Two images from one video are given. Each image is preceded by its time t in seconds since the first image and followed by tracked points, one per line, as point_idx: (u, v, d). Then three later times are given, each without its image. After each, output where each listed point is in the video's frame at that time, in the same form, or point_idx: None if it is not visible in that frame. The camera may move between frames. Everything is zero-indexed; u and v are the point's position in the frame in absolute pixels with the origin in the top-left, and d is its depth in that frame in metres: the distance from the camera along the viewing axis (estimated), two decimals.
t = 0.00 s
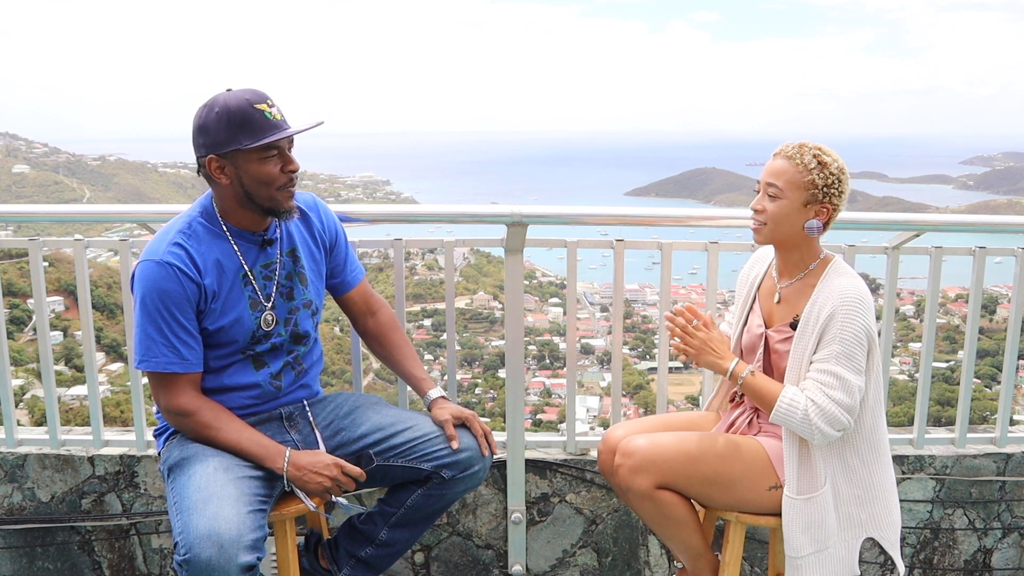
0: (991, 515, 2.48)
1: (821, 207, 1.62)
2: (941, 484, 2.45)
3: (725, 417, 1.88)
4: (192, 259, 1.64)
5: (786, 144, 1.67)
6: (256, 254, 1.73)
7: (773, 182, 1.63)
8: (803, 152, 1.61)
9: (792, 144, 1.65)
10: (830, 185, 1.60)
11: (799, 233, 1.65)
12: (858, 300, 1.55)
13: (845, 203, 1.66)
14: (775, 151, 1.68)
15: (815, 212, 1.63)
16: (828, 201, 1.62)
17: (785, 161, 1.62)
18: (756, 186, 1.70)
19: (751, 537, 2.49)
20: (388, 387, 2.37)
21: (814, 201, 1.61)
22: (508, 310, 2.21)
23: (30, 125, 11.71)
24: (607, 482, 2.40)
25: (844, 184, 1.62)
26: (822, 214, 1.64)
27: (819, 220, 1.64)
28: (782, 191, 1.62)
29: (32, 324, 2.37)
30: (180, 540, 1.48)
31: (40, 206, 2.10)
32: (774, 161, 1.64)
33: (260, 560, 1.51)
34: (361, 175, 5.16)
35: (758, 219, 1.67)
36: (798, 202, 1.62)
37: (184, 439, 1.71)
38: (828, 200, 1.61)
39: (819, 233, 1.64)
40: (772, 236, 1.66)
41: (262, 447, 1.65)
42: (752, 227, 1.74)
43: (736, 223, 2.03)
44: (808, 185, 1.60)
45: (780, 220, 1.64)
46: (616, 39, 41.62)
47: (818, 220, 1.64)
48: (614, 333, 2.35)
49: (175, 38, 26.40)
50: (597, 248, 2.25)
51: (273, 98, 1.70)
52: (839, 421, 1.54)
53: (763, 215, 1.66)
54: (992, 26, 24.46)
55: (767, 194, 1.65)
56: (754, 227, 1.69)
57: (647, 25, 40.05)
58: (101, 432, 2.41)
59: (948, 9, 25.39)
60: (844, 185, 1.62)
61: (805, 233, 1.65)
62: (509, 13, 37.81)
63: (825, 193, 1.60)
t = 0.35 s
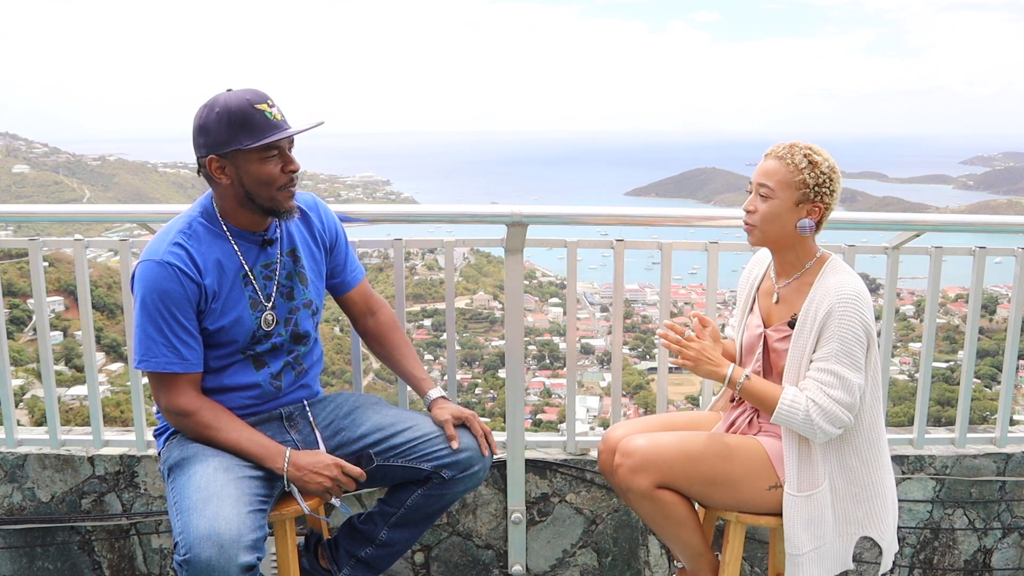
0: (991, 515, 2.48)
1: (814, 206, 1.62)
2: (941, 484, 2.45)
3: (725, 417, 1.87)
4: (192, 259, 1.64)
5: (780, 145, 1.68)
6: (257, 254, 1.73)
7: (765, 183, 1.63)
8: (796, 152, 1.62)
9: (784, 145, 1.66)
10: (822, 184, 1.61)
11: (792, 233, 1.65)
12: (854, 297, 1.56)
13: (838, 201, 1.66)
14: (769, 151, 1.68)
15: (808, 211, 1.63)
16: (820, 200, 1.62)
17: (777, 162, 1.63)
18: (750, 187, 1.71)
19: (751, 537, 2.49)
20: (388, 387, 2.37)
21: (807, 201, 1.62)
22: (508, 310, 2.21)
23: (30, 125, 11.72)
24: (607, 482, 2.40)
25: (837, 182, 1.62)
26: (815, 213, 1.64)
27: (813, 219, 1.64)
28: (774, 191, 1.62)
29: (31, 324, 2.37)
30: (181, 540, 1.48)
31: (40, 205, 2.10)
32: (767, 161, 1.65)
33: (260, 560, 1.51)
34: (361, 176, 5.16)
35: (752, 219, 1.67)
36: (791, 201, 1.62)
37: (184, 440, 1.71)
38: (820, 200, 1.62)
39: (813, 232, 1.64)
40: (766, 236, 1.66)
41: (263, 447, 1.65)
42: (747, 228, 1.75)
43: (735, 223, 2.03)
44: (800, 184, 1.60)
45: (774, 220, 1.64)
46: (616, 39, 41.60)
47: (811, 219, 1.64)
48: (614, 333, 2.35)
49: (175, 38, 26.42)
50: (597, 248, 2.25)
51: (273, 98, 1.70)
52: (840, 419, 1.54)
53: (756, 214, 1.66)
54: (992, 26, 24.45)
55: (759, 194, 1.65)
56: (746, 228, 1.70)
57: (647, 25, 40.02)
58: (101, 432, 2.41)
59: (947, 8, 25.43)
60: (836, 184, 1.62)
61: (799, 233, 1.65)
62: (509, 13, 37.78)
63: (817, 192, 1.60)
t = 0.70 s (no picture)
0: (991, 515, 2.48)
1: (811, 204, 1.62)
2: (941, 484, 2.45)
3: (725, 417, 1.87)
4: (192, 259, 1.64)
5: (777, 143, 1.68)
6: (257, 254, 1.73)
7: (763, 180, 1.63)
8: (795, 150, 1.62)
9: (783, 143, 1.66)
10: (820, 182, 1.61)
11: (789, 231, 1.65)
12: (853, 294, 1.56)
13: (836, 200, 1.65)
14: (767, 150, 1.68)
15: (805, 209, 1.63)
16: (819, 198, 1.62)
17: (776, 159, 1.63)
18: (748, 185, 1.71)
19: (751, 537, 2.49)
20: (389, 388, 2.37)
21: (805, 198, 1.61)
22: (508, 310, 2.21)
23: (30, 125, 11.72)
24: (607, 481, 2.40)
25: (835, 181, 1.62)
26: (812, 211, 1.63)
27: (810, 217, 1.63)
28: (773, 187, 1.62)
29: (31, 324, 2.37)
30: (181, 540, 1.48)
31: (40, 205, 2.10)
32: (766, 159, 1.65)
33: (260, 560, 1.51)
34: (361, 175, 5.17)
35: (750, 216, 1.67)
36: (789, 199, 1.62)
37: (184, 440, 1.71)
38: (817, 197, 1.62)
39: (810, 230, 1.64)
40: (764, 233, 1.66)
41: (263, 447, 1.65)
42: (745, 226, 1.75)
43: (735, 223, 2.03)
44: (798, 181, 1.60)
45: (772, 217, 1.64)
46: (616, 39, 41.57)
47: (808, 217, 1.63)
48: (614, 333, 2.35)
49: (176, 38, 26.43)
50: (597, 248, 2.25)
51: (272, 98, 1.70)
52: (845, 416, 1.54)
53: (754, 212, 1.66)
54: (992, 26, 24.44)
55: (757, 192, 1.65)
56: (744, 226, 1.70)
57: (647, 25, 40.00)
58: (101, 432, 2.41)
59: (948, 8, 25.43)
60: (833, 182, 1.62)
61: (797, 231, 1.65)
62: (509, 13, 37.75)
63: (814, 189, 1.60)
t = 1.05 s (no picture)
0: (991, 515, 2.48)
1: (816, 203, 1.63)
2: (941, 484, 2.45)
3: (724, 417, 1.88)
4: (192, 259, 1.64)
5: (781, 143, 1.68)
6: (257, 254, 1.73)
7: (768, 177, 1.63)
8: (798, 150, 1.62)
9: (789, 141, 1.66)
10: (825, 181, 1.60)
11: (792, 230, 1.65)
12: (852, 293, 1.56)
13: (839, 200, 1.65)
14: (770, 149, 1.69)
15: (808, 208, 1.63)
16: (822, 197, 1.62)
17: (781, 157, 1.63)
18: (751, 184, 1.71)
19: (750, 536, 2.49)
20: (389, 388, 2.37)
21: (808, 196, 1.62)
22: (508, 310, 2.21)
23: (30, 125, 11.72)
24: (607, 482, 2.40)
25: (839, 181, 1.62)
26: (815, 211, 1.64)
27: (812, 216, 1.64)
28: (777, 185, 1.62)
29: (31, 324, 2.37)
30: (180, 540, 1.48)
31: (40, 206, 2.10)
32: (771, 157, 1.65)
33: (260, 560, 1.51)
34: (361, 175, 5.16)
35: (752, 213, 1.67)
36: (792, 197, 1.62)
37: (184, 440, 1.71)
38: (821, 197, 1.62)
39: (813, 229, 1.64)
40: (766, 231, 1.66)
41: (263, 446, 1.65)
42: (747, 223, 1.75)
43: (736, 223, 2.03)
44: (802, 180, 1.60)
45: (774, 215, 1.64)
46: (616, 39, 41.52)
47: (811, 216, 1.64)
48: (614, 333, 2.35)
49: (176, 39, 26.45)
50: (597, 248, 2.25)
51: (274, 98, 1.70)
52: (845, 415, 1.54)
53: (758, 208, 1.66)
54: (992, 26, 24.43)
55: (761, 189, 1.65)
56: (747, 222, 1.70)
57: (647, 25, 39.98)
58: (101, 432, 2.41)
59: (948, 8, 25.41)
60: (839, 182, 1.62)
61: (799, 229, 1.65)
62: (509, 13, 37.64)
63: (819, 188, 1.60)
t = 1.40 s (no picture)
0: (991, 515, 2.48)
1: (816, 204, 1.62)
2: (941, 483, 2.45)
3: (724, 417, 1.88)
4: (192, 259, 1.63)
5: (784, 143, 1.68)
6: (257, 254, 1.73)
7: (768, 178, 1.63)
8: (801, 150, 1.62)
9: (790, 142, 1.67)
10: (825, 182, 1.61)
11: (793, 230, 1.65)
12: (855, 296, 1.56)
13: (840, 201, 1.66)
14: (771, 149, 1.69)
15: (809, 209, 1.63)
16: (822, 198, 1.62)
17: (782, 158, 1.64)
18: (753, 183, 1.71)
19: (751, 537, 2.49)
20: (388, 387, 2.37)
21: (810, 197, 1.62)
22: (508, 310, 2.21)
23: (31, 125, 11.73)
24: (607, 482, 2.40)
25: (841, 182, 1.62)
26: (816, 211, 1.64)
27: (813, 217, 1.63)
28: (778, 185, 1.62)
29: (31, 324, 2.37)
30: (181, 540, 1.48)
31: (40, 206, 2.10)
32: (772, 157, 1.65)
33: (260, 560, 1.51)
34: (361, 175, 5.16)
35: (753, 212, 1.67)
36: (793, 197, 1.62)
37: (184, 440, 1.71)
38: (822, 197, 1.62)
39: (814, 230, 1.64)
40: (767, 231, 1.66)
41: (262, 446, 1.65)
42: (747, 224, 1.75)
43: (735, 223, 2.03)
44: (802, 180, 1.60)
45: (775, 215, 1.64)
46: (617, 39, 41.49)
47: (812, 217, 1.64)
48: (614, 333, 2.35)
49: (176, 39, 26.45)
50: (597, 248, 2.25)
51: (274, 98, 1.70)
52: (849, 418, 1.54)
53: (758, 208, 1.66)
54: (992, 26, 24.34)
55: (762, 189, 1.65)
56: (748, 223, 1.70)
57: (647, 25, 39.95)
58: (101, 432, 2.41)
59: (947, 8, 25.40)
60: (839, 182, 1.62)
61: (800, 230, 1.65)
62: (509, 13, 37.65)
63: (819, 189, 1.60)
